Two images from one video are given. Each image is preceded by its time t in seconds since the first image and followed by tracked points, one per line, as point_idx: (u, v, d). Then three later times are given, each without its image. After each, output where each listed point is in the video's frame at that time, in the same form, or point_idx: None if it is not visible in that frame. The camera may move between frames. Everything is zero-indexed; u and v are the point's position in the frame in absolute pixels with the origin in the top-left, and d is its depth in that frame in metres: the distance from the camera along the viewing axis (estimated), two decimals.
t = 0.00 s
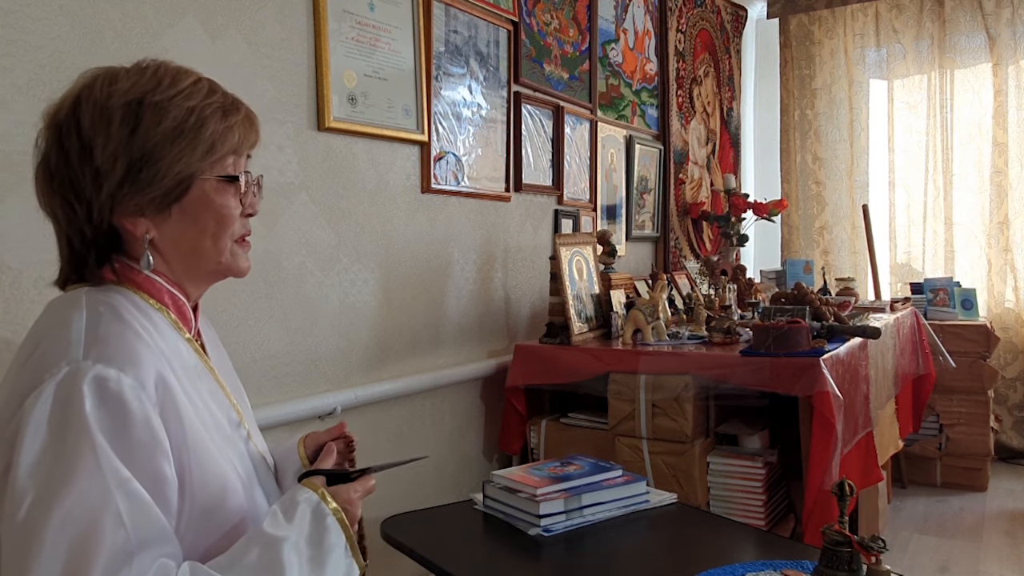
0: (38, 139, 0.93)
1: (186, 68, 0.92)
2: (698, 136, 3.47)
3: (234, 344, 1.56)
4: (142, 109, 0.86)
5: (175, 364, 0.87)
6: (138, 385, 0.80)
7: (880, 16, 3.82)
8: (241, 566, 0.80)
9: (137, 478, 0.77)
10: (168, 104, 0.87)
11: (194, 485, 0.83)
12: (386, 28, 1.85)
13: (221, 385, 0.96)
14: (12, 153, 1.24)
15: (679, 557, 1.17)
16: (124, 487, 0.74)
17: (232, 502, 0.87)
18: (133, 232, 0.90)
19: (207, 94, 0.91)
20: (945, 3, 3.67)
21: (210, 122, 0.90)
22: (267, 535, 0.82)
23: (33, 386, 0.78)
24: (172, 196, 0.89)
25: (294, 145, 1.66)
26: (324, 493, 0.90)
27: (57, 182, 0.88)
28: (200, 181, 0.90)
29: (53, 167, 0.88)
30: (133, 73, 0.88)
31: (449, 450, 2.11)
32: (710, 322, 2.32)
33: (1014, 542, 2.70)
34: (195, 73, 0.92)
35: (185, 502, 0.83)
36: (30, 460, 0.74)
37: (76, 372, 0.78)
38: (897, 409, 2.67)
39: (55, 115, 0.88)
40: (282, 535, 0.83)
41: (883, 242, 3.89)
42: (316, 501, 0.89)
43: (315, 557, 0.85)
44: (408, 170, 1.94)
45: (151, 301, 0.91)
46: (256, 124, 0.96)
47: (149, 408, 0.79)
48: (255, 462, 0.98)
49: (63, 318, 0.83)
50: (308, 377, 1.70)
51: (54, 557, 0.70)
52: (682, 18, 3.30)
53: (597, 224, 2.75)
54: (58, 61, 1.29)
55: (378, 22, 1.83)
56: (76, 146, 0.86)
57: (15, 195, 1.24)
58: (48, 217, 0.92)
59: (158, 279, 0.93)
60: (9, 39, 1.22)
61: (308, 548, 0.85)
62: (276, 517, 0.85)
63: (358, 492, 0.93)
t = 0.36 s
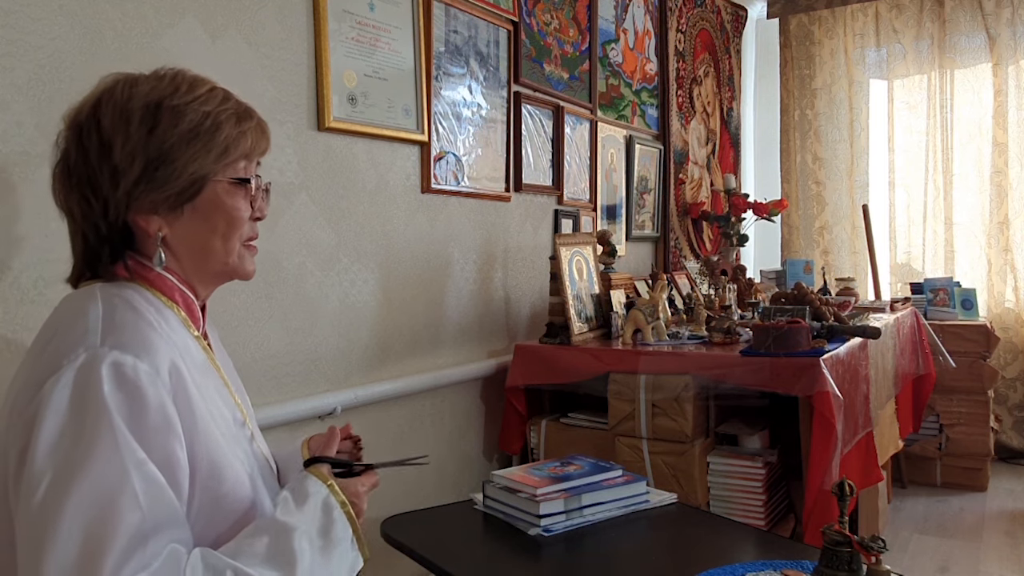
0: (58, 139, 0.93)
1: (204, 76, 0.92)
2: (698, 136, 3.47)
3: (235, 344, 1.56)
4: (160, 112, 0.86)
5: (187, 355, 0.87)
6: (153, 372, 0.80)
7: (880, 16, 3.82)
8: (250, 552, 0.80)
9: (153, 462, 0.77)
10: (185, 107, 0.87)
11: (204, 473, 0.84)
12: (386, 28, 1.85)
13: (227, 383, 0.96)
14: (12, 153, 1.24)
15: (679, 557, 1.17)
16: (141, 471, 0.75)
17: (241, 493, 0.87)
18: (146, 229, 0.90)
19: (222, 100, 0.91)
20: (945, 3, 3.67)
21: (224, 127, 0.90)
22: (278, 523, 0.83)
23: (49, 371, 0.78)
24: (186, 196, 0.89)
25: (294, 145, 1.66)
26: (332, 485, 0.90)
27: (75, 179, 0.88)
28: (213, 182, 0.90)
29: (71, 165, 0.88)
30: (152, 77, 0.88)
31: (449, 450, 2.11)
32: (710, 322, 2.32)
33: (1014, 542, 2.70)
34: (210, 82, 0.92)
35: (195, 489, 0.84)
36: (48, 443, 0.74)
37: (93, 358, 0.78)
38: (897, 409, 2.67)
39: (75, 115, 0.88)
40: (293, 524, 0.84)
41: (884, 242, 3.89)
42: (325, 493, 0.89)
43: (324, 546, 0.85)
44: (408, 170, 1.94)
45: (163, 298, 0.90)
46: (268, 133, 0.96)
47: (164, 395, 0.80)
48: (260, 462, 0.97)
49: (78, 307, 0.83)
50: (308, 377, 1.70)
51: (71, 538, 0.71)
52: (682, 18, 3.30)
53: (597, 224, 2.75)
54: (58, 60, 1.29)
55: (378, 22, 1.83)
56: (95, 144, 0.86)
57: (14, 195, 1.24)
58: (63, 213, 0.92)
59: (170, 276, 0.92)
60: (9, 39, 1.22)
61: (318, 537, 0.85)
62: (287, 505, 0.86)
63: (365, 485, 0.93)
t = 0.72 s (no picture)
0: (73, 142, 0.94)
1: (214, 83, 0.93)
2: (698, 136, 3.47)
3: (234, 344, 1.56)
4: (173, 115, 0.87)
5: (199, 348, 0.88)
6: (168, 360, 0.80)
7: (880, 16, 3.82)
8: (259, 539, 0.80)
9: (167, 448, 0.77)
10: (198, 110, 0.88)
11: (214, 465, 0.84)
12: (386, 28, 1.85)
13: (233, 382, 0.96)
14: (11, 153, 1.24)
15: (678, 557, 1.17)
16: (158, 455, 0.75)
17: (248, 487, 0.87)
18: (157, 228, 0.90)
19: (232, 105, 0.92)
20: (945, 3, 3.66)
21: (235, 129, 0.91)
22: (285, 511, 0.84)
23: (66, 359, 0.78)
24: (197, 195, 0.89)
25: (294, 145, 1.66)
26: (338, 475, 0.91)
27: (90, 179, 0.89)
28: (223, 182, 0.91)
29: (86, 165, 0.89)
30: (165, 84, 0.90)
31: (449, 450, 2.11)
32: (710, 322, 2.32)
33: (1014, 542, 2.70)
34: (220, 89, 0.93)
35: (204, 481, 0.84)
36: (65, 427, 0.74)
37: (111, 345, 0.78)
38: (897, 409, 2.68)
39: (91, 119, 0.89)
40: (300, 512, 0.84)
41: (884, 242, 3.89)
42: (331, 482, 0.90)
43: (329, 534, 0.85)
44: (408, 170, 1.94)
45: (174, 296, 0.89)
46: (275, 138, 0.97)
47: (178, 383, 0.80)
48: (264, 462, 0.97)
49: (92, 298, 0.84)
50: (308, 377, 1.70)
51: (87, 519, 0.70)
52: (682, 18, 3.30)
53: (597, 225, 2.75)
54: (57, 60, 1.29)
55: (378, 22, 1.83)
56: (110, 145, 0.87)
57: (15, 195, 1.24)
58: (76, 214, 0.92)
59: (180, 274, 0.92)
60: (9, 39, 1.22)
61: (323, 526, 0.86)
62: (295, 496, 0.86)
63: (369, 477, 0.95)
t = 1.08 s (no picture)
0: (73, 143, 0.93)
1: (215, 83, 0.93)
2: (698, 136, 3.47)
3: (234, 345, 1.56)
4: (174, 114, 0.87)
5: (198, 348, 0.88)
6: (168, 360, 0.80)
7: (880, 16, 3.82)
8: (258, 539, 0.81)
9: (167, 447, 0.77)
10: (199, 110, 0.88)
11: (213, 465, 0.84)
12: (386, 28, 1.85)
13: (233, 382, 0.96)
14: (12, 153, 1.24)
15: (679, 557, 1.17)
16: (157, 454, 0.74)
17: (247, 487, 0.87)
18: (157, 227, 0.90)
19: (233, 105, 0.92)
20: (945, 3, 3.66)
21: (235, 129, 0.91)
22: (284, 511, 0.84)
23: (65, 358, 0.78)
24: (197, 194, 0.89)
25: (294, 145, 1.66)
26: (338, 475, 0.91)
27: (90, 178, 0.89)
28: (224, 181, 0.91)
29: (87, 164, 0.89)
30: (166, 84, 0.90)
31: (449, 450, 2.11)
32: (710, 322, 2.32)
33: (1013, 542, 2.70)
34: (221, 89, 0.94)
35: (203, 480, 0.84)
36: (64, 426, 0.74)
37: (110, 345, 0.78)
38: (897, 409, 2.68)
39: (92, 118, 0.89)
40: (298, 512, 0.84)
41: (884, 242, 3.89)
42: (331, 481, 0.90)
43: (329, 534, 0.85)
44: (408, 170, 1.94)
45: (174, 297, 0.89)
46: (276, 139, 0.97)
47: (177, 382, 0.80)
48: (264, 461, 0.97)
49: (91, 297, 0.84)
50: (308, 377, 1.70)
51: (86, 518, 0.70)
52: (682, 18, 3.30)
53: (597, 224, 2.75)
54: (57, 60, 1.29)
55: (378, 22, 1.83)
56: (111, 144, 0.87)
57: (15, 195, 1.24)
58: (76, 213, 0.92)
59: (179, 274, 0.91)
60: (9, 39, 1.22)
61: (323, 525, 0.86)
62: (293, 496, 0.87)
63: (369, 476, 0.94)
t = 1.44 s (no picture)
0: (54, 140, 0.93)
1: (200, 75, 0.93)
2: (698, 136, 3.46)
3: (235, 345, 1.56)
4: (158, 109, 0.87)
5: (186, 355, 0.88)
6: (152, 372, 0.80)
7: (880, 16, 3.82)
8: (250, 552, 0.80)
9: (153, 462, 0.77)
10: (183, 104, 0.88)
11: (203, 475, 0.84)
12: (386, 28, 1.85)
13: (226, 384, 0.96)
14: (12, 153, 1.24)
15: (678, 557, 1.17)
16: (141, 470, 0.74)
17: (239, 495, 0.87)
18: (144, 227, 0.89)
19: (219, 98, 0.92)
20: (945, 3, 3.66)
21: (222, 123, 0.90)
22: (276, 523, 0.83)
23: (47, 373, 0.78)
24: (184, 192, 0.89)
25: (294, 145, 1.66)
26: (332, 485, 0.90)
27: (73, 177, 0.88)
28: (211, 178, 0.90)
29: (69, 163, 0.88)
30: (149, 77, 0.89)
31: (449, 450, 2.11)
32: (710, 322, 2.32)
33: (1014, 542, 2.70)
34: (207, 81, 0.93)
35: (194, 491, 0.84)
36: (46, 443, 0.74)
37: (92, 358, 0.78)
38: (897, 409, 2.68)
39: (73, 114, 0.88)
40: (291, 524, 0.84)
41: (884, 242, 3.89)
42: (324, 492, 0.89)
43: (322, 546, 0.86)
44: (409, 170, 1.94)
45: (161, 298, 0.90)
46: (265, 131, 0.97)
47: (162, 394, 0.80)
48: (259, 462, 0.97)
49: (76, 308, 0.83)
50: (308, 377, 1.70)
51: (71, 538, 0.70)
52: (682, 18, 3.30)
53: (597, 224, 2.75)
54: (57, 60, 1.29)
55: (378, 22, 1.83)
56: (93, 142, 0.86)
57: (15, 195, 1.24)
58: (60, 213, 0.92)
59: (167, 276, 0.92)
60: (9, 39, 1.22)
61: (315, 538, 0.86)
62: (285, 506, 0.86)
63: (364, 485, 0.94)
